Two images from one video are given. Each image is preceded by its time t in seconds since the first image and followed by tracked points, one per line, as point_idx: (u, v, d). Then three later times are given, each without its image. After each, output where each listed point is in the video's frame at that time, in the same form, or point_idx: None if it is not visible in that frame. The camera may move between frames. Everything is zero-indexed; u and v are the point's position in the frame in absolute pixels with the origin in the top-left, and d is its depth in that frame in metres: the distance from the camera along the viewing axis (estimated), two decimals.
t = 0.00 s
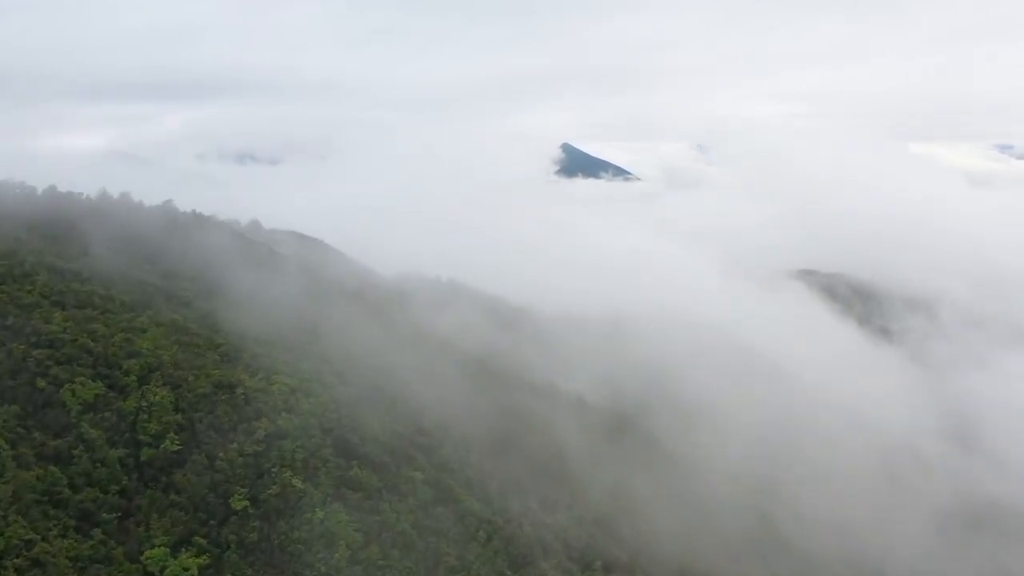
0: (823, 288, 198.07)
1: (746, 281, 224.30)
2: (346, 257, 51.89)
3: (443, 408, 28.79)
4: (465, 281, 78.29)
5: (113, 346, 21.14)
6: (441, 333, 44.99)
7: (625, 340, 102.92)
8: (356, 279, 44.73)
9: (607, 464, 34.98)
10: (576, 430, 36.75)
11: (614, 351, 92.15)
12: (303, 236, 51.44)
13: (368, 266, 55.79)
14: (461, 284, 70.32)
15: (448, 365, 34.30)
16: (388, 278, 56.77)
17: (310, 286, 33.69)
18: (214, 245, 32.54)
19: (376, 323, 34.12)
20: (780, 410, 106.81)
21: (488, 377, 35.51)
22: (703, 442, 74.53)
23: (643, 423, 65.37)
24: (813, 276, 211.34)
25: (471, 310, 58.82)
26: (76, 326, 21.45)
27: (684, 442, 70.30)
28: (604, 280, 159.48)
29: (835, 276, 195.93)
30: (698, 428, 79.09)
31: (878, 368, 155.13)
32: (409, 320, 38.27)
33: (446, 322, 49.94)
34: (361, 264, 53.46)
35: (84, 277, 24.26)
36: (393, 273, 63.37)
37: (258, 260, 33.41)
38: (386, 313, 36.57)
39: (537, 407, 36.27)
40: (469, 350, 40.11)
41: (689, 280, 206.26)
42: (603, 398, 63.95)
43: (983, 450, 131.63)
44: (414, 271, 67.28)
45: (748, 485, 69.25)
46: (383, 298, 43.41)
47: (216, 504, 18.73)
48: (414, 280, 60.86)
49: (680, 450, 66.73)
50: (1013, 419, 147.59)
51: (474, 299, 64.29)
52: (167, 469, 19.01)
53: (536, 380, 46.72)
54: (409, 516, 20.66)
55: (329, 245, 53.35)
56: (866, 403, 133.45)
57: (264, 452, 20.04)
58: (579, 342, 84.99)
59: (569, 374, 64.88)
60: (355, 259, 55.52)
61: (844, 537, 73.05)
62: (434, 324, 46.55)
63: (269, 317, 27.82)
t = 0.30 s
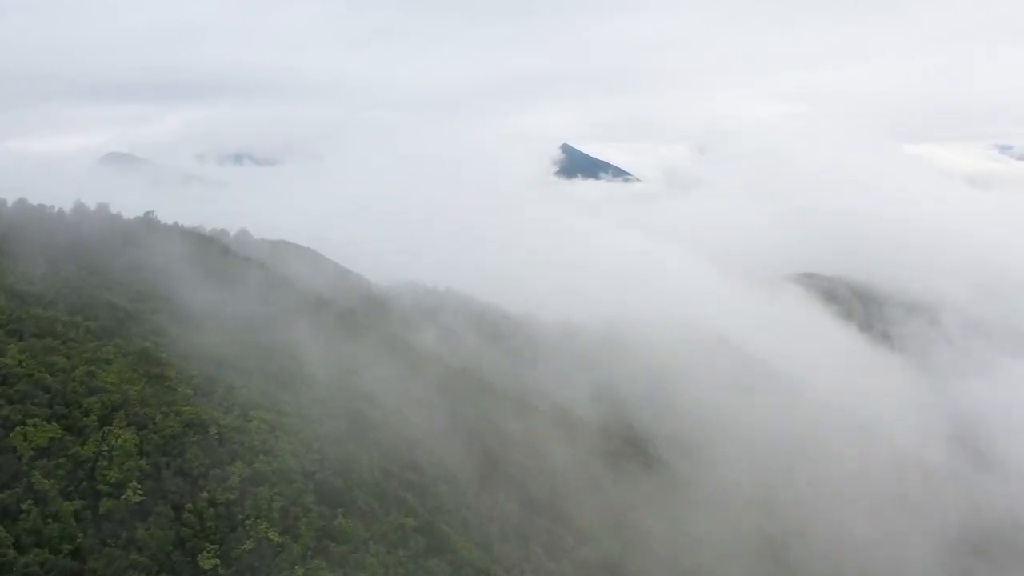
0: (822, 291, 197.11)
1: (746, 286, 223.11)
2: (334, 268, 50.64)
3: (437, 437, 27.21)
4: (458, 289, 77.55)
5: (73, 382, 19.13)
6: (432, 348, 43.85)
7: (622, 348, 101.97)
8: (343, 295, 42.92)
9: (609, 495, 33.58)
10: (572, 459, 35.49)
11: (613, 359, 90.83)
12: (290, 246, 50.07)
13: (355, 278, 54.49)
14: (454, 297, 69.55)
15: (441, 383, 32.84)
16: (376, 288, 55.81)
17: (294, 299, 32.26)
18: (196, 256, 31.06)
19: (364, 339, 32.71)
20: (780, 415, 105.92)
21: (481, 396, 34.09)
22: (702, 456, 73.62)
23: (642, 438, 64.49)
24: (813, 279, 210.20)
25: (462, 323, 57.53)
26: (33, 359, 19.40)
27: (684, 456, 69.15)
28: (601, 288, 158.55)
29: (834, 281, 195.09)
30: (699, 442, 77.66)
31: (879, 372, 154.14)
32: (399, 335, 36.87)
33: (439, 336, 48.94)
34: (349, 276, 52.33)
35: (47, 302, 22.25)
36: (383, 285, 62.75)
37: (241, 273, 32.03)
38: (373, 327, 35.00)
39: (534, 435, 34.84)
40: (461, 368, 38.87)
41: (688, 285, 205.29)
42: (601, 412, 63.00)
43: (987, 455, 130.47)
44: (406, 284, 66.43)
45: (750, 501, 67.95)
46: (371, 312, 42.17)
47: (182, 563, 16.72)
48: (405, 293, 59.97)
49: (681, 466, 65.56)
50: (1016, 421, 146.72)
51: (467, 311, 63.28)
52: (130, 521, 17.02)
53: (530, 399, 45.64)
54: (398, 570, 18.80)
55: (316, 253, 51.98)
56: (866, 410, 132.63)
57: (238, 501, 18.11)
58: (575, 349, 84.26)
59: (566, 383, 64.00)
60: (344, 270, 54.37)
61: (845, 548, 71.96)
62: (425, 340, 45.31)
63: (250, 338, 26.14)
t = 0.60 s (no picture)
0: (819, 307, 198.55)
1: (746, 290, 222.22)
2: (323, 288, 49.07)
3: (431, 481, 25.76)
4: (456, 312, 76.88)
5: (21, 437, 17.00)
6: (424, 375, 42.34)
7: (620, 362, 100.86)
8: (333, 324, 41.96)
9: (614, 530, 32.84)
10: (573, 492, 34.53)
11: (612, 375, 89.79)
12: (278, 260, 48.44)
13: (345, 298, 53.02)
14: (448, 322, 68.83)
15: (433, 420, 31.34)
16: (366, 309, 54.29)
17: (276, 336, 30.63)
18: (169, 287, 29.18)
19: (350, 374, 31.07)
20: (780, 432, 105.26)
21: (474, 433, 32.72)
22: (704, 477, 72.89)
23: (646, 461, 64.00)
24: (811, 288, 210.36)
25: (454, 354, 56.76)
26: None
27: (687, 478, 68.68)
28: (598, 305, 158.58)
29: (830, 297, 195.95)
30: (698, 462, 77.10)
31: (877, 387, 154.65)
32: (388, 367, 35.35)
33: (432, 363, 47.68)
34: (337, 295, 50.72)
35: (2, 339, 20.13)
36: (375, 303, 61.49)
37: (218, 307, 30.26)
38: (361, 358, 33.47)
39: (533, 469, 34.00)
40: (454, 397, 37.43)
41: (687, 290, 205.01)
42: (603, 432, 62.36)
43: (984, 476, 131.40)
44: (397, 307, 65.44)
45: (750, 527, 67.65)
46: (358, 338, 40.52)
47: None
48: (396, 317, 58.75)
49: (684, 486, 65.13)
50: (1015, 432, 147.23)
51: (459, 340, 62.32)
52: None
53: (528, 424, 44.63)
54: None
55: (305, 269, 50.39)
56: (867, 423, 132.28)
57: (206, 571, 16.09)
58: (576, 366, 83.35)
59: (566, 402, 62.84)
60: (332, 289, 52.83)
61: None
62: (417, 366, 44.05)
63: (225, 377, 24.45)
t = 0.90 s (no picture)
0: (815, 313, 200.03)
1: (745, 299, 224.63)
2: (283, 321, 52.05)
3: (373, 504, 28.87)
4: (439, 335, 79.55)
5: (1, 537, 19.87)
6: (385, 389, 45.16)
7: (602, 369, 103.17)
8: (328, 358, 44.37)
9: (571, 537, 35.28)
10: (527, 499, 37.16)
11: (591, 385, 92.38)
12: (238, 298, 51.34)
13: (309, 319, 55.75)
14: (424, 346, 71.63)
15: (382, 446, 34.44)
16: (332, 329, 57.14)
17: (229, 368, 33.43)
18: (124, 331, 31.75)
19: (300, 402, 33.96)
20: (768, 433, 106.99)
21: (421, 448, 35.70)
22: (685, 487, 75.19)
23: (626, 477, 66.23)
24: (809, 297, 212.62)
25: (423, 376, 59.42)
26: None
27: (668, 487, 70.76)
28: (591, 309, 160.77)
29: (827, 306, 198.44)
30: (693, 479, 79.44)
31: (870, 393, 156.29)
32: (343, 386, 38.19)
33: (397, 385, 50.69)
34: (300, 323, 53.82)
35: None
36: (352, 318, 63.95)
37: (174, 342, 32.94)
38: (314, 384, 36.38)
39: (509, 495, 36.36)
40: (409, 410, 40.37)
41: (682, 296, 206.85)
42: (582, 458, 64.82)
43: (976, 476, 132.71)
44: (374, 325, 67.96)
45: (744, 534, 69.89)
46: (320, 356, 43.28)
47: None
48: (368, 336, 61.33)
49: (664, 496, 67.30)
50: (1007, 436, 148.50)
51: (431, 364, 65.17)
52: None
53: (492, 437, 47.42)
54: None
55: (267, 303, 53.39)
56: (854, 425, 134.40)
57: None
58: (558, 383, 85.87)
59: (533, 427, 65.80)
60: (298, 313, 55.55)
61: None
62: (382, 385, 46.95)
63: (176, 429, 27.29)
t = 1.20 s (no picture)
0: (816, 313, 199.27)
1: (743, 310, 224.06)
2: (266, 347, 51.98)
3: (359, 549, 27.74)
4: (433, 350, 79.44)
5: None
6: (372, 418, 44.83)
7: (596, 380, 103.13)
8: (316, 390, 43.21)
9: None
10: (518, 535, 36.42)
11: (586, 396, 92.26)
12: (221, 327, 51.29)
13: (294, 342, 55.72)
14: (416, 362, 71.55)
15: (365, 483, 33.75)
16: (319, 349, 56.93)
17: (204, 414, 32.79)
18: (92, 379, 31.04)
19: (281, 441, 33.34)
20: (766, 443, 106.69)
21: (409, 486, 34.88)
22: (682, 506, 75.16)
23: (624, 497, 65.93)
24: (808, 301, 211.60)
25: (409, 399, 59.12)
26: None
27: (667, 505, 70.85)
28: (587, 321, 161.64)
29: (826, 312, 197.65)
30: (694, 499, 78.86)
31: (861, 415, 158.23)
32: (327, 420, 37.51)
33: (382, 412, 50.49)
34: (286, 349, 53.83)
35: None
36: (343, 337, 63.89)
37: (145, 386, 32.38)
38: (297, 421, 35.78)
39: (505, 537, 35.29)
40: (394, 442, 39.96)
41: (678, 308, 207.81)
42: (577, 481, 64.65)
43: (969, 501, 133.92)
44: (363, 341, 67.90)
45: (744, 557, 69.61)
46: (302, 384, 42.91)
47: None
48: (358, 358, 61.18)
49: (665, 517, 66.75)
50: (1000, 461, 149.75)
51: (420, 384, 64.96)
52: None
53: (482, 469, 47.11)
54: None
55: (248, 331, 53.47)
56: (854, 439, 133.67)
57: None
58: (553, 396, 85.92)
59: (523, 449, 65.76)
60: (283, 338, 55.59)
61: None
62: (368, 411, 46.75)
63: (145, 483, 26.33)
